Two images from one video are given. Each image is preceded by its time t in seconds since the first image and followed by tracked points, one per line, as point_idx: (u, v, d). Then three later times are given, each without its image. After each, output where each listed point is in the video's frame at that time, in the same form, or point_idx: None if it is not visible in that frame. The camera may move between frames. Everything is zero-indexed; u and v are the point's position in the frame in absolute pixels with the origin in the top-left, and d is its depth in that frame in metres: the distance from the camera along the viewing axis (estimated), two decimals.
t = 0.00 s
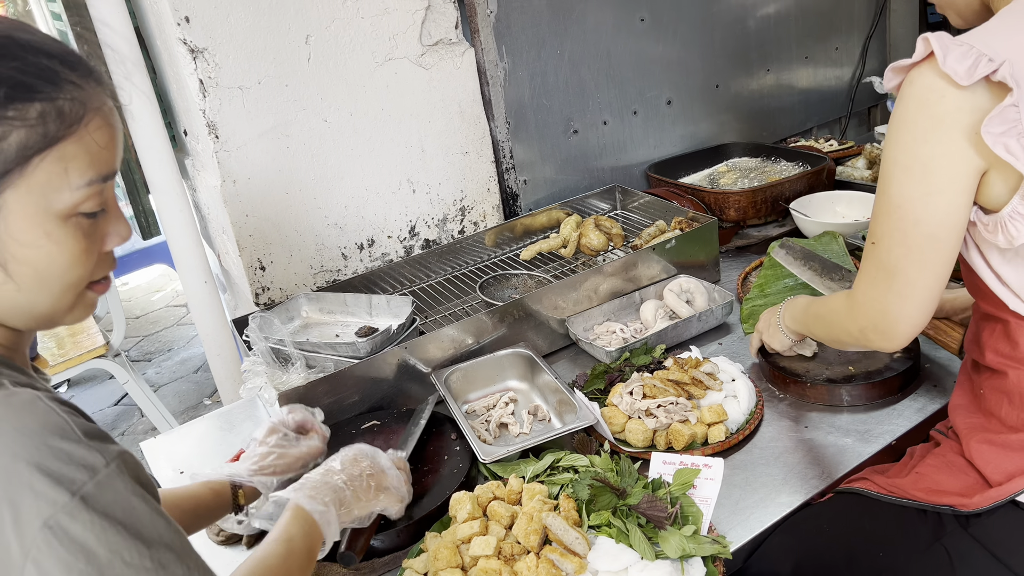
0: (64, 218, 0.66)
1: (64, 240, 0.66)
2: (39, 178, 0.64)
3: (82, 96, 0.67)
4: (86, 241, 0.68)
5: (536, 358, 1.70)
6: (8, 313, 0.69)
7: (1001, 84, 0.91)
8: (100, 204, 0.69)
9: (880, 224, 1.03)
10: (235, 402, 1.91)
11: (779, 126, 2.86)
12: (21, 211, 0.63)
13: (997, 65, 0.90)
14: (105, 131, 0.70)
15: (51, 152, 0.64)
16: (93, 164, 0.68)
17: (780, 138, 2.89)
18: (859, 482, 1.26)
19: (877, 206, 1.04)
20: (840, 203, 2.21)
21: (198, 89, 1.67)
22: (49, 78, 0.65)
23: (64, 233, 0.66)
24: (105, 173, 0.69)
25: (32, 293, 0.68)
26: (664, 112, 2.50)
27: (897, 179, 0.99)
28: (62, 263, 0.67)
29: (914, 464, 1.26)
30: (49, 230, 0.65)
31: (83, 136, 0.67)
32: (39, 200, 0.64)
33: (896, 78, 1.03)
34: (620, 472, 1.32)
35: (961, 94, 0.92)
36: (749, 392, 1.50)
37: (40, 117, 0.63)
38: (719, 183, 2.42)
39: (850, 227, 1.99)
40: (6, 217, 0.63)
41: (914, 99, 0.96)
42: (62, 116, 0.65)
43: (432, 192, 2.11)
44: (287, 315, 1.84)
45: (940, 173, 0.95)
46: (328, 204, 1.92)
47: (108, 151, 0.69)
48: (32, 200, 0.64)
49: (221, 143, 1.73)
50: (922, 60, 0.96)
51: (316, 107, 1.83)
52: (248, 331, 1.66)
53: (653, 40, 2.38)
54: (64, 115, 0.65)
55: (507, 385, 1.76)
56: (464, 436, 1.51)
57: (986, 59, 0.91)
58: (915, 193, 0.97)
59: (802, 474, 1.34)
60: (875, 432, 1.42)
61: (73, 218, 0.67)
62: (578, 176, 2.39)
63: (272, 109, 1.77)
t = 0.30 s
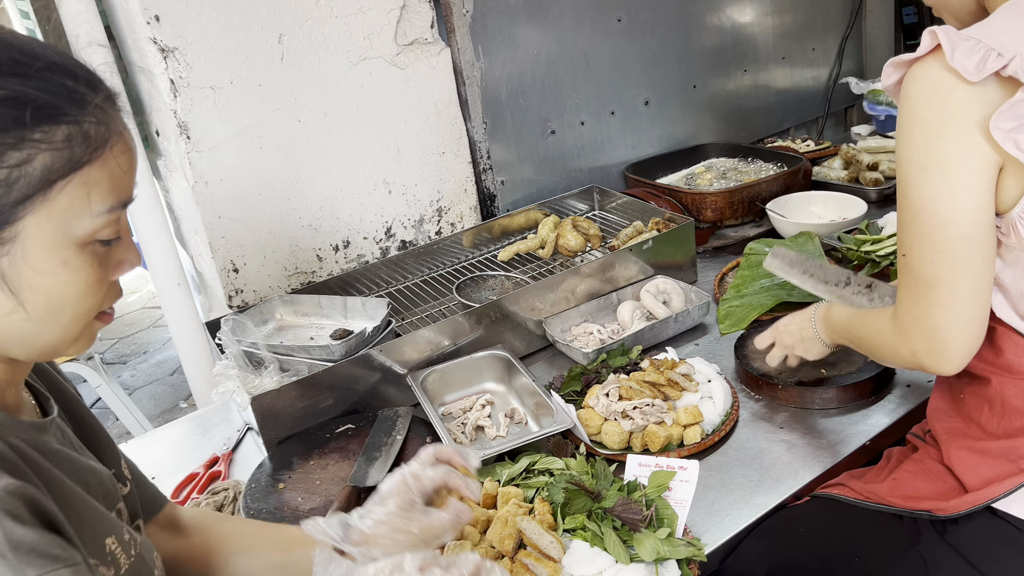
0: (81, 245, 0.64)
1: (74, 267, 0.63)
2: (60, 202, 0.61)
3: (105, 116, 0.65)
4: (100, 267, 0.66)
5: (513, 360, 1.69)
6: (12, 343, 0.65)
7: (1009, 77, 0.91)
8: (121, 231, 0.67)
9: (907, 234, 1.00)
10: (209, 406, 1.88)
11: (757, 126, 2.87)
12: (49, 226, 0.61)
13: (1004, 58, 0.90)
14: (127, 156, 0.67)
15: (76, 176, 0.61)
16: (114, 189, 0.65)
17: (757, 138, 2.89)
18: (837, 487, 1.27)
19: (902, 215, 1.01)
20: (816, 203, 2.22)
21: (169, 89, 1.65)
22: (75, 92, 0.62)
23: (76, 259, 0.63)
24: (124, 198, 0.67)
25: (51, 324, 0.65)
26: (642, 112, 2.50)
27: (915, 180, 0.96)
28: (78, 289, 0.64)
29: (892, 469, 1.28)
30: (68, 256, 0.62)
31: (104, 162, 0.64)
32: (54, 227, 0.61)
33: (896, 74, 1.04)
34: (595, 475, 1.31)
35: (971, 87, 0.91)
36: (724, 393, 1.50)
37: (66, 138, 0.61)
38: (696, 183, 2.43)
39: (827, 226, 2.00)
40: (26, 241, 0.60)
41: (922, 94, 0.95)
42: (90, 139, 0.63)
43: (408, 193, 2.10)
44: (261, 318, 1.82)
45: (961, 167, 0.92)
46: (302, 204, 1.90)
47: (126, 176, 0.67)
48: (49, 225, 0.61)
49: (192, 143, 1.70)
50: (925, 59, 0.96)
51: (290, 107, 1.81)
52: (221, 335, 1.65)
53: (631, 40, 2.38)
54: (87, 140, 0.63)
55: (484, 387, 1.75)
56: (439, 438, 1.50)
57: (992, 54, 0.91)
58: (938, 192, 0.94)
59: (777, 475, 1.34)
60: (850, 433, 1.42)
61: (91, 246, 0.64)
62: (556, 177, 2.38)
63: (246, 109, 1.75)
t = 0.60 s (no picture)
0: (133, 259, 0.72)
1: (125, 280, 0.71)
2: (118, 215, 0.69)
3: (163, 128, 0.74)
4: (149, 281, 0.75)
5: (498, 361, 1.67)
6: (54, 362, 0.73)
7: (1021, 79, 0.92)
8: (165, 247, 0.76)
9: (891, 232, 1.06)
10: (185, 406, 1.84)
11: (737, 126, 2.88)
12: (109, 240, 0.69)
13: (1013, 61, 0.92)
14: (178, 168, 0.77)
15: (134, 185, 0.70)
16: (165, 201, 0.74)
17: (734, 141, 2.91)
18: (823, 488, 1.20)
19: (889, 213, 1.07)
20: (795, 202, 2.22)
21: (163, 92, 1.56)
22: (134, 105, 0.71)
23: (126, 268, 0.71)
24: (174, 210, 0.76)
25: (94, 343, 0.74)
26: (623, 111, 2.51)
27: (914, 179, 1.00)
28: (128, 304, 0.73)
29: (880, 471, 1.20)
30: (121, 270, 0.71)
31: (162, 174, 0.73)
32: (108, 239, 0.69)
33: (901, 70, 1.05)
34: (580, 475, 1.32)
35: (981, 89, 0.93)
36: (707, 391, 1.51)
37: (125, 147, 0.69)
38: (677, 181, 2.41)
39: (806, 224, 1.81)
40: (82, 255, 0.67)
41: (930, 91, 0.97)
42: (147, 147, 0.72)
43: (388, 192, 2.08)
44: (239, 318, 1.79)
45: (959, 173, 0.96)
46: (280, 203, 1.88)
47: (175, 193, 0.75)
48: (111, 236, 0.69)
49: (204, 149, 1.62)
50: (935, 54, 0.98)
51: (269, 106, 1.79)
52: (198, 336, 1.63)
53: (612, 39, 2.37)
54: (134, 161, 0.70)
55: (467, 387, 1.72)
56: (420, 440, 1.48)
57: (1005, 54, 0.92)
58: (932, 196, 0.99)
59: (760, 474, 1.35)
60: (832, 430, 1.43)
61: (141, 258, 0.73)
62: (539, 176, 2.39)
63: (232, 108, 1.70)
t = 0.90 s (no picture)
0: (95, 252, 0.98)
1: (143, 313, 1.08)
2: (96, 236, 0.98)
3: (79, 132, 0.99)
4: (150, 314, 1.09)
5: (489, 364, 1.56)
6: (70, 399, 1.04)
7: (998, 94, 1.31)
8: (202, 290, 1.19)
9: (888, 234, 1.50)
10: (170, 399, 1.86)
11: (714, 123, 2.97)
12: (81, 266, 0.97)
13: (979, 73, 1.31)
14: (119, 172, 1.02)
15: (180, 228, 1.11)
16: (210, 247, 1.17)
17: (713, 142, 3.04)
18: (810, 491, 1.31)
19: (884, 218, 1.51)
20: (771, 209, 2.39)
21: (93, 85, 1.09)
22: (61, 119, 0.97)
23: (149, 308, 1.09)
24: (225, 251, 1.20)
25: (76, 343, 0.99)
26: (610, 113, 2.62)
27: (927, 188, 1.39)
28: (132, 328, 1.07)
29: (791, 502, 1.81)
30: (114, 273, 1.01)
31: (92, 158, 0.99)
32: (136, 274, 1.05)
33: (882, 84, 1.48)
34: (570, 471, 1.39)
35: (960, 100, 1.32)
36: (696, 393, 1.62)
37: (66, 149, 0.96)
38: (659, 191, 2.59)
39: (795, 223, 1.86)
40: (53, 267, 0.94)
41: (914, 99, 1.38)
42: (186, 192, 1.14)
43: (377, 194, 1.88)
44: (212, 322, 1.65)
45: (949, 156, 1.35)
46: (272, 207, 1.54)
47: (108, 184, 1.00)
48: (128, 273, 1.04)
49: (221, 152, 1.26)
50: (919, 67, 1.38)
51: (257, 104, 1.54)
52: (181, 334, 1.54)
53: (598, 41, 2.44)
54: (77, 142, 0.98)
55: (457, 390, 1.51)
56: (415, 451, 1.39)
57: (986, 73, 1.31)
58: (948, 169, 1.36)
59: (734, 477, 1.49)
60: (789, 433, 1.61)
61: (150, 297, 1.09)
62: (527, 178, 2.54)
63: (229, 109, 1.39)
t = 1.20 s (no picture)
0: (48, 254, 1.00)
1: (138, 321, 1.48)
2: (10, 223, 0.96)
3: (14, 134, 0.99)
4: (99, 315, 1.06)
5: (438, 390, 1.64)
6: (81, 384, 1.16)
7: (966, 95, 1.56)
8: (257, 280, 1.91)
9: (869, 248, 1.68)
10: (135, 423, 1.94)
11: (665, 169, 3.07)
12: (17, 257, 0.97)
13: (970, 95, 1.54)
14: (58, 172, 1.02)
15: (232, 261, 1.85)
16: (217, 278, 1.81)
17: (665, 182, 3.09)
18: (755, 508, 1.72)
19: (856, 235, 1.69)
20: (716, 250, 2.47)
21: (104, 121, 1.51)
22: None
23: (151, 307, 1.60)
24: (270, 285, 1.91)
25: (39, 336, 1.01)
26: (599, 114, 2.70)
27: (903, 191, 1.55)
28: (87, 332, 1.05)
29: (786, 500, 2.09)
30: (36, 265, 0.98)
31: (34, 177, 0.99)
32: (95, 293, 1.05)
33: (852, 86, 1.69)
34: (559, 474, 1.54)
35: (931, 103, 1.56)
36: (631, 426, 1.68)
37: None
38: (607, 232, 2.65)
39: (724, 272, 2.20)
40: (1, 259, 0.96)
41: (889, 111, 1.57)
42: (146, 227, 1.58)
43: (341, 228, 2.09)
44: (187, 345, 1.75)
45: (926, 158, 1.54)
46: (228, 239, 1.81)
47: (65, 190, 1.02)
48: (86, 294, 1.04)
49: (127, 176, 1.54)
50: (807, 139, 1.69)
51: (223, 142, 1.81)
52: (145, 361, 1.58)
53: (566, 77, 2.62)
54: (3, 162, 0.97)
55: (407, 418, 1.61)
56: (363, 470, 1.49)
57: (954, 77, 1.63)
58: (933, 172, 1.54)
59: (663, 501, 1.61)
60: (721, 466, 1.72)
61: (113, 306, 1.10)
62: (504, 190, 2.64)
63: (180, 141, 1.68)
